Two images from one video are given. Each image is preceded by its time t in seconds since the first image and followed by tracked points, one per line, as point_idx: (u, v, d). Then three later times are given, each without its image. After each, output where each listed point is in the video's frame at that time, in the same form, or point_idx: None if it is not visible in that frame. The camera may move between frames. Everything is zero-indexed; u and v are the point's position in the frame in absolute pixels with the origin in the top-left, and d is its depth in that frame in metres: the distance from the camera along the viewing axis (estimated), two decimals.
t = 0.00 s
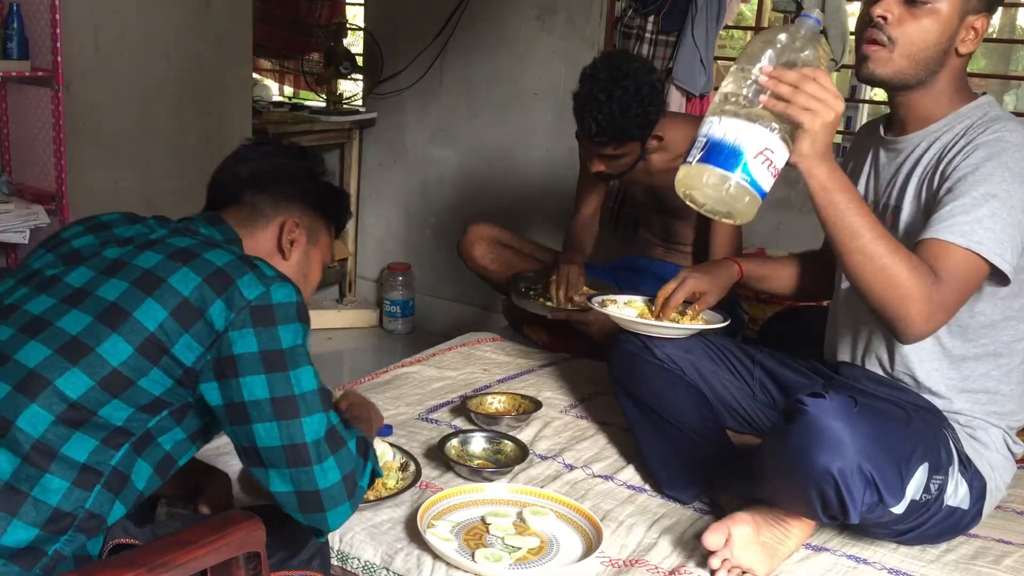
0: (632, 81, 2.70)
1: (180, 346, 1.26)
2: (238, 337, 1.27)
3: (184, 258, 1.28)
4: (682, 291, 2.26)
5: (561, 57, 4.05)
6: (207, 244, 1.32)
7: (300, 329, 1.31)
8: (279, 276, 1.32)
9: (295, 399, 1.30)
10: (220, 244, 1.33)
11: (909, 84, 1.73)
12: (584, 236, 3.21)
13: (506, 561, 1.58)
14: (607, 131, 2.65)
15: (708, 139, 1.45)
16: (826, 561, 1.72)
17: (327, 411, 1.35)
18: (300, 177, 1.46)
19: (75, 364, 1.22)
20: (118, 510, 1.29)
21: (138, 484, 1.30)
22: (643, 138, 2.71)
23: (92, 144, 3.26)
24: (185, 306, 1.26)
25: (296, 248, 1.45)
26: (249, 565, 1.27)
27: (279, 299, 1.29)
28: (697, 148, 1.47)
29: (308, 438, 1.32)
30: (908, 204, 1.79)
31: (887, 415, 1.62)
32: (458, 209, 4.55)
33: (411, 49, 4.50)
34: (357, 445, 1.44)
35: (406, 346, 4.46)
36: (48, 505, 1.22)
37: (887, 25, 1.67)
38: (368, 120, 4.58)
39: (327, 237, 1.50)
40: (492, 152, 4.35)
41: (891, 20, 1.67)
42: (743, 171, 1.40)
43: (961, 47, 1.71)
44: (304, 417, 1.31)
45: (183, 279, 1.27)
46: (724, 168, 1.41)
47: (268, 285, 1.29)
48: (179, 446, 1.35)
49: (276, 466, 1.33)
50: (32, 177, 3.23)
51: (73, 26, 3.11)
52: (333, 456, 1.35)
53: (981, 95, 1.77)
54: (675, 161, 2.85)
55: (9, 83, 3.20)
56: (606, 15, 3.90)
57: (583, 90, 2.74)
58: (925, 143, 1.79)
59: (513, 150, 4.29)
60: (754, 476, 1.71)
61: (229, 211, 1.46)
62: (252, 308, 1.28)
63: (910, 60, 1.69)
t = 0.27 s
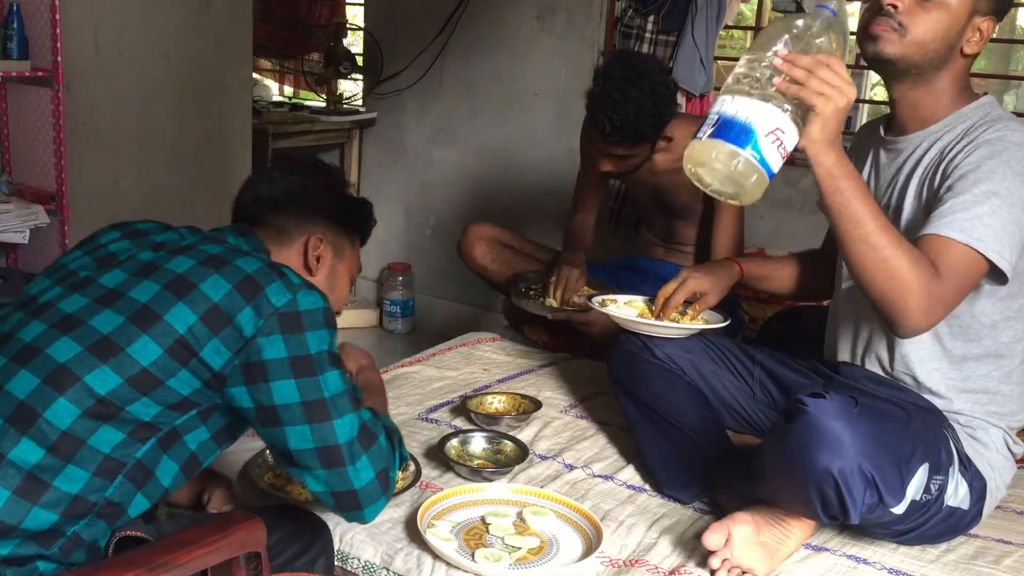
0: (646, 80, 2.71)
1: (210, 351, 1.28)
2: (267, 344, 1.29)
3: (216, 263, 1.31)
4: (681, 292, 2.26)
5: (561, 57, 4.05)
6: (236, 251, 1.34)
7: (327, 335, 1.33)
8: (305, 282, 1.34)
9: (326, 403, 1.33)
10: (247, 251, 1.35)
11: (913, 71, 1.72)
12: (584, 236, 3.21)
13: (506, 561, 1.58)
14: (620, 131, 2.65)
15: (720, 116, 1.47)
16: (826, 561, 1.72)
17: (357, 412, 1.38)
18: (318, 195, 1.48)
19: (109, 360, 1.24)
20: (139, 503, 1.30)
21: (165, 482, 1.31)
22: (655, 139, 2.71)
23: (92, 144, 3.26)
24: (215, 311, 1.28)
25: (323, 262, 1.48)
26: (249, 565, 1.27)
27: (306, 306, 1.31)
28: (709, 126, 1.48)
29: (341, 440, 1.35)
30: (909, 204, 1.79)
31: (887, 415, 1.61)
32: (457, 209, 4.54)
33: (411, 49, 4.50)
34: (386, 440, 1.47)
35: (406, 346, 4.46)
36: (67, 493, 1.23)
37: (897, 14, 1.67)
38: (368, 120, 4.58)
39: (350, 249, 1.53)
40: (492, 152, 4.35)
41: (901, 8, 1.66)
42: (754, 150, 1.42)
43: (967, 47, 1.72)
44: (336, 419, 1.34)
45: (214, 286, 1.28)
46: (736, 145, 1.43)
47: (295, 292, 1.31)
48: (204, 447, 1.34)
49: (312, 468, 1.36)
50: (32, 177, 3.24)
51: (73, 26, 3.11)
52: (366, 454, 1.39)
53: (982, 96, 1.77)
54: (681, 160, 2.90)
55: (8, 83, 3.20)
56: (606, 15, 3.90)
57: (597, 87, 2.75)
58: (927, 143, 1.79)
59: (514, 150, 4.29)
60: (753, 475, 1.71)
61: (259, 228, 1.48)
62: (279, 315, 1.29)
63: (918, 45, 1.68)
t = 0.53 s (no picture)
0: (651, 80, 2.71)
1: (221, 347, 1.28)
2: (279, 339, 1.30)
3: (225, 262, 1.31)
4: (681, 292, 2.25)
5: (561, 57, 4.05)
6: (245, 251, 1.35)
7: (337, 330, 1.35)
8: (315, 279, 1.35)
9: (338, 397, 1.34)
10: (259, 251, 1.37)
11: (918, 65, 1.72)
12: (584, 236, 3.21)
13: (506, 561, 1.58)
14: (625, 130, 2.64)
15: (737, 65, 1.46)
16: (826, 561, 1.72)
17: (369, 404, 1.39)
18: (324, 196, 1.48)
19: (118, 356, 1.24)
20: (151, 496, 1.30)
21: (174, 476, 1.31)
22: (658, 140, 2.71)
23: (92, 144, 3.26)
24: (226, 308, 1.28)
25: (326, 264, 1.48)
26: (249, 565, 1.28)
27: (317, 303, 1.32)
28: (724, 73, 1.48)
29: (355, 432, 1.36)
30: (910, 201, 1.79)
31: (887, 415, 1.61)
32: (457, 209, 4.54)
33: (411, 49, 4.50)
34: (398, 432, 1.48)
35: (405, 346, 4.45)
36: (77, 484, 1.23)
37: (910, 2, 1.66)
38: (368, 120, 4.58)
39: (355, 251, 1.53)
40: (491, 152, 4.35)
41: None
42: (766, 96, 1.42)
43: (972, 46, 1.72)
44: (349, 412, 1.35)
45: (225, 284, 1.29)
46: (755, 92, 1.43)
47: (306, 290, 1.32)
48: (214, 442, 1.35)
49: (330, 463, 1.37)
50: (32, 177, 3.23)
51: (73, 26, 3.11)
52: (381, 445, 1.40)
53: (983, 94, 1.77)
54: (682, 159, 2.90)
55: (8, 83, 3.20)
56: (606, 15, 3.90)
57: (602, 87, 2.74)
58: (927, 140, 1.79)
59: (514, 150, 4.29)
60: (753, 476, 1.71)
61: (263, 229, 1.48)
62: (291, 312, 1.31)
63: (925, 39, 1.68)
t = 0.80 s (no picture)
0: (648, 65, 2.74)
1: (188, 335, 1.28)
2: (243, 329, 1.30)
3: (192, 250, 1.32)
4: (681, 291, 2.25)
5: (561, 57, 4.05)
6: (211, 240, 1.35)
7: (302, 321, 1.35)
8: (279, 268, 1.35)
9: (294, 388, 1.33)
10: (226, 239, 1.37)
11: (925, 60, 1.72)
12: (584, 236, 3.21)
13: (506, 561, 1.58)
14: (621, 114, 2.64)
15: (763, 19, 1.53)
16: (827, 561, 1.72)
17: (320, 403, 1.37)
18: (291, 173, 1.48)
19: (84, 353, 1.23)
20: (128, 497, 1.30)
21: (146, 472, 1.31)
22: (654, 125, 2.73)
23: (92, 144, 3.25)
24: (194, 296, 1.29)
25: (294, 240, 1.48)
26: (249, 565, 1.28)
27: (284, 292, 1.33)
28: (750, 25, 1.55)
29: (302, 427, 1.34)
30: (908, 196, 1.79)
31: (887, 414, 1.61)
32: (458, 209, 4.54)
33: (411, 49, 4.50)
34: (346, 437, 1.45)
35: (406, 346, 4.45)
36: (57, 491, 1.22)
37: None
38: (368, 120, 4.57)
39: (323, 225, 1.52)
40: (492, 151, 4.35)
41: None
42: (789, 46, 1.48)
43: (978, 44, 1.71)
44: (301, 406, 1.33)
45: (192, 271, 1.30)
46: (777, 42, 1.49)
47: (274, 278, 1.33)
48: (184, 434, 1.35)
49: (273, 456, 1.35)
50: (32, 177, 3.23)
51: (73, 26, 3.11)
52: (327, 445, 1.37)
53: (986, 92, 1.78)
54: (680, 158, 2.92)
55: (8, 83, 3.20)
56: (607, 15, 3.89)
57: (599, 73, 2.75)
58: (927, 134, 1.79)
59: (514, 149, 4.29)
60: (754, 475, 1.71)
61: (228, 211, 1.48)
62: (257, 300, 1.31)
63: (933, 31, 1.66)
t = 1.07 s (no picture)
0: (644, 56, 2.75)
1: (146, 319, 1.27)
2: (202, 308, 1.29)
3: (144, 233, 1.30)
4: (683, 291, 2.25)
5: (561, 57, 4.05)
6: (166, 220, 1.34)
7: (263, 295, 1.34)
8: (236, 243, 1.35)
9: (260, 365, 1.32)
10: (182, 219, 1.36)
11: (934, 52, 1.72)
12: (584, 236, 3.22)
13: (506, 561, 1.58)
14: (619, 104, 2.66)
15: None
16: (827, 561, 1.72)
17: (289, 378, 1.36)
18: (235, 137, 1.46)
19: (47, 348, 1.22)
20: (111, 491, 1.30)
21: (121, 465, 1.31)
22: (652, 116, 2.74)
23: (92, 144, 3.26)
24: (149, 279, 1.28)
25: (242, 207, 1.46)
26: (249, 565, 1.28)
27: (241, 267, 1.32)
28: None
29: (273, 403, 1.33)
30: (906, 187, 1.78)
31: (887, 414, 1.61)
32: (458, 209, 4.54)
33: (411, 49, 4.50)
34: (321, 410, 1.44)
35: (406, 347, 4.45)
36: (40, 493, 1.21)
37: None
38: (368, 120, 4.57)
39: (268, 191, 1.51)
40: (492, 151, 4.35)
41: None
42: None
43: (984, 43, 1.71)
44: (269, 383, 1.33)
45: (146, 254, 1.28)
46: None
47: (230, 254, 1.32)
48: (153, 421, 1.35)
49: (241, 433, 1.34)
50: (31, 177, 3.24)
51: (73, 26, 3.11)
52: (301, 420, 1.37)
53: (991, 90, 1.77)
54: (679, 158, 2.94)
55: (8, 83, 3.21)
56: (606, 15, 3.89)
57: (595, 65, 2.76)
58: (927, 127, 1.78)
59: (514, 149, 4.29)
60: (754, 475, 1.71)
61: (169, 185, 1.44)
62: (215, 278, 1.30)
63: (944, 23, 1.68)
